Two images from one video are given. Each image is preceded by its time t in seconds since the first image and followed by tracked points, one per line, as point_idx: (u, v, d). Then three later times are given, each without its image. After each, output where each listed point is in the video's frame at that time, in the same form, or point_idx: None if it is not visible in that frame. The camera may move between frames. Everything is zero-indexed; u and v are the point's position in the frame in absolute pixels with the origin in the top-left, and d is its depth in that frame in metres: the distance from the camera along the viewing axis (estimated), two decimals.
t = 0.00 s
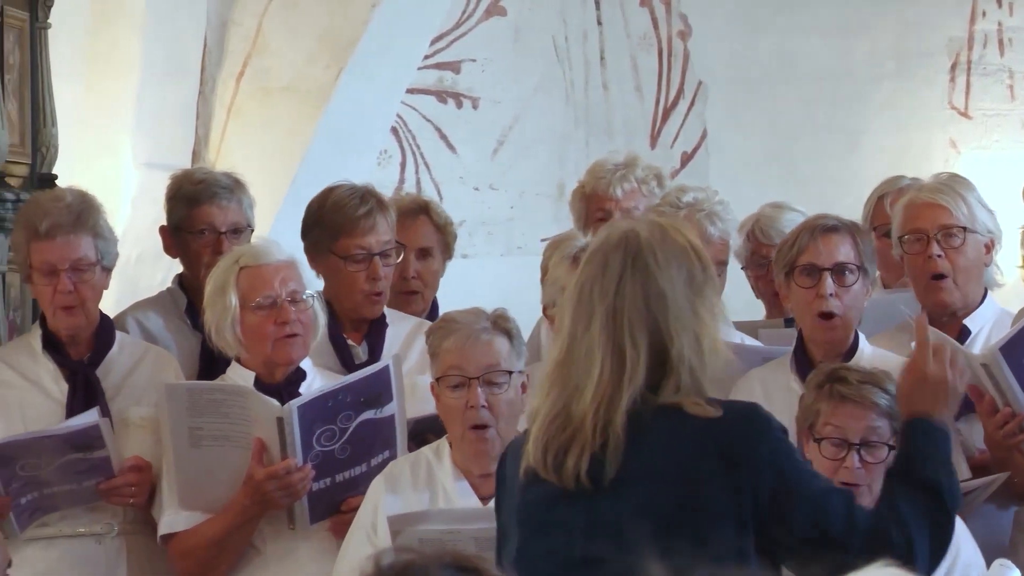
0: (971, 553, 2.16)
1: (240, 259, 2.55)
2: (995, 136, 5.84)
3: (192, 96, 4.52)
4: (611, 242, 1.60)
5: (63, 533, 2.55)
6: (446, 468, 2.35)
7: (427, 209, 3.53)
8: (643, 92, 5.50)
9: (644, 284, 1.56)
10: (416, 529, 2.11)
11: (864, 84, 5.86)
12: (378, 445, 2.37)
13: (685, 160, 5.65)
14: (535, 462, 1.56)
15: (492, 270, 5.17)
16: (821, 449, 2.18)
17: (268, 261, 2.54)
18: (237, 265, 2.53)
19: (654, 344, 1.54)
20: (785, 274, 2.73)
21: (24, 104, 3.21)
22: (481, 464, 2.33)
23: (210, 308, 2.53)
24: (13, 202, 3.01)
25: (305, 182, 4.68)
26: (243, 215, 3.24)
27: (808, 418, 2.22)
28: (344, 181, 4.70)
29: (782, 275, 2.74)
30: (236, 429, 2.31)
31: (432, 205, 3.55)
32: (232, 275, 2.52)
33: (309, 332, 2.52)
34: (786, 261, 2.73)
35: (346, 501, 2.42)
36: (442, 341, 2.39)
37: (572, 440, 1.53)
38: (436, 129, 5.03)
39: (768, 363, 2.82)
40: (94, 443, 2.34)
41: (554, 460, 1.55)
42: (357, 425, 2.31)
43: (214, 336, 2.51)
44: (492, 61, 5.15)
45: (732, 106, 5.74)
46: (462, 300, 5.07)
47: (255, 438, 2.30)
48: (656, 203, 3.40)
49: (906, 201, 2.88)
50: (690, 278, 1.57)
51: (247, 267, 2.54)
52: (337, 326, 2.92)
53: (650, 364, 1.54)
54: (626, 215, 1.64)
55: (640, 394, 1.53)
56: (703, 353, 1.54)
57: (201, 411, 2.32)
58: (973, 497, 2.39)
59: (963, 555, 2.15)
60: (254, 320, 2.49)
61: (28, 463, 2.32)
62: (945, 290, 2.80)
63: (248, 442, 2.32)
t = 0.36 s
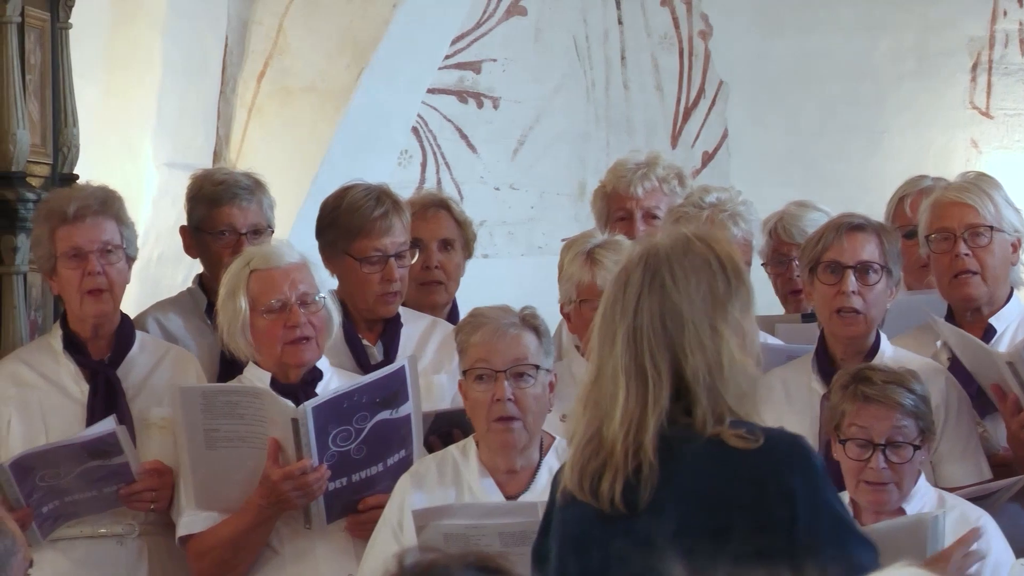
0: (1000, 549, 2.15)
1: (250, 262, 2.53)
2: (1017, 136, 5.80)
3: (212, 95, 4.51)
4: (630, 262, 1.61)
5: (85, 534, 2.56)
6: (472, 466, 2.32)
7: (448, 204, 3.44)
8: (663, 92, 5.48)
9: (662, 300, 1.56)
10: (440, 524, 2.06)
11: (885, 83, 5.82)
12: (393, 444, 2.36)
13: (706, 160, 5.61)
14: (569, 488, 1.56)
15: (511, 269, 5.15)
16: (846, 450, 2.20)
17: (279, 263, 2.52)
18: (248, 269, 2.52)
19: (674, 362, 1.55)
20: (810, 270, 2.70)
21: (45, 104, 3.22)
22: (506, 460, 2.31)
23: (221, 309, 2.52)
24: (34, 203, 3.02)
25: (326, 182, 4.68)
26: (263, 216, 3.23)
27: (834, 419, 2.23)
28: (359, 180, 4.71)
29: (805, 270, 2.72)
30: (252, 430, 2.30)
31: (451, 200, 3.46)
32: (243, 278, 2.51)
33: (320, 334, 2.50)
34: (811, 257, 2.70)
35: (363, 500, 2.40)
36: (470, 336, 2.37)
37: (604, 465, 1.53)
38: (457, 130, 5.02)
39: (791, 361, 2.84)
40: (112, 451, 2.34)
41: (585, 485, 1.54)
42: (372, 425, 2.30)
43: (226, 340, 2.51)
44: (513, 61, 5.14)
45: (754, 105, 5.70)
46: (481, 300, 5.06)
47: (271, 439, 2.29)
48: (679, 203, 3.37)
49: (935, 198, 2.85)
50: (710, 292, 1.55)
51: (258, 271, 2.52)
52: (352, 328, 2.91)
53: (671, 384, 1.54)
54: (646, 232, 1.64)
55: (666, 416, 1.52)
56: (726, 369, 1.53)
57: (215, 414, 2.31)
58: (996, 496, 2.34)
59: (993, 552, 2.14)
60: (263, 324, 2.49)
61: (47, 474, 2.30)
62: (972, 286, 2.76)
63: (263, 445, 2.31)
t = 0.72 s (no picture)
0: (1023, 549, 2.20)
1: (267, 264, 2.52)
2: None
3: (233, 95, 4.52)
4: (672, 235, 1.59)
5: (107, 534, 2.56)
6: (502, 467, 2.30)
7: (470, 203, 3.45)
8: (685, 92, 5.46)
9: (705, 275, 1.54)
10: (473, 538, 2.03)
11: (907, 83, 5.75)
12: (412, 446, 2.35)
13: (727, 160, 5.59)
14: (604, 463, 1.55)
15: (532, 269, 5.12)
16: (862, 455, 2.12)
17: (297, 265, 2.51)
18: (265, 270, 2.51)
19: (717, 335, 1.53)
20: (833, 268, 2.67)
21: (67, 105, 3.23)
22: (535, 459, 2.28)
23: (240, 309, 2.52)
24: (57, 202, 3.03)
25: (346, 183, 4.66)
26: (285, 216, 3.23)
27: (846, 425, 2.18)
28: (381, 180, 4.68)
29: (829, 269, 2.69)
30: (272, 432, 2.29)
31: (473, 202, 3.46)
32: (260, 278, 2.50)
33: (336, 333, 2.49)
34: (834, 255, 2.67)
35: (383, 502, 2.40)
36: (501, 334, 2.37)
37: (641, 439, 1.52)
38: (478, 130, 5.01)
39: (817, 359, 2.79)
40: (134, 458, 2.35)
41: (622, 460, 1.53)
42: (390, 427, 2.29)
43: (245, 342, 2.51)
44: (534, 61, 5.12)
45: (774, 106, 5.70)
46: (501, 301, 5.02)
47: (291, 441, 2.28)
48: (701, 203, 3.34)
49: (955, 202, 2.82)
50: (755, 266, 1.54)
51: (275, 272, 2.51)
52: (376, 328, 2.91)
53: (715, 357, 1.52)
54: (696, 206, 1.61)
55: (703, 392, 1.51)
56: (770, 341, 1.51)
57: (235, 415, 2.30)
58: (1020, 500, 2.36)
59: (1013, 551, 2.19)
60: (278, 327, 2.48)
61: (68, 477, 2.31)
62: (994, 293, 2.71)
63: (283, 447, 2.30)
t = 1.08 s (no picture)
0: None
1: (287, 260, 2.52)
2: None
3: (254, 97, 4.52)
4: (705, 271, 1.51)
5: (127, 534, 2.55)
6: (531, 462, 2.26)
7: (490, 203, 3.44)
8: (705, 91, 5.44)
9: (744, 312, 1.48)
10: (498, 518, 2.03)
11: (927, 83, 5.75)
12: (438, 450, 2.33)
13: (747, 160, 5.53)
14: (637, 507, 1.48)
15: (552, 268, 5.10)
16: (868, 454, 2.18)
17: (315, 259, 2.51)
18: (284, 266, 2.51)
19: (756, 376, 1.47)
20: (855, 270, 2.64)
21: (87, 103, 3.23)
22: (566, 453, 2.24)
23: (261, 306, 2.51)
24: (76, 201, 3.04)
25: (367, 182, 4.67)
26: (302, 215, 3.23)
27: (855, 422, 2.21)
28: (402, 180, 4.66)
29: (851, 271, 2.66)
30: (297, 434, 2.28)
31: (494, 202, 3.45)
32: (279, 275, 2.51)
33: (355, 330, 2.47)
34: (856, 257, 2.64)
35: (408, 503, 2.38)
36: (536, 328, 2.32)
37: (680, 484, 1.45)
38: (498, 129, 4.96)
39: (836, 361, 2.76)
40: (155, 457, 2.34)
41: (657, 505, 1.46)
42: (417, 432, 2.26)
43: (263, 333, 2.51)
44: (554, 60, 5.09)
45: (796, 105, 5.66)
46: (521, 300, 5.01)
47: (313, 446, 2.27)
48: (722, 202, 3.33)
49: (966, 220, 2.77)
50: (788, 304, 1.50)
51: (294, 266, 2.51)
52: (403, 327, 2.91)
53: (757, 398, 1.46)
54: (713, 237, 1.55)
55: (754, 436, 1.44)
56: (807, 383, 1.47)
57: (262, 413, 2.30)
58: None
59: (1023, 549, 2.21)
60: (296, 318, 2.47)
61: (89, 475, 2.29)
62: (1017, 309, 2.69)
63: (307, 450, 2.29)
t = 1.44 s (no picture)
0: None
1: (306, 258, 2.51)
2: None
3: (265, 96, 4.53)
4: (660, 229, 1.53)
5: (135, 532, 2.56)
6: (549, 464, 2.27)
7: (505, 201, 3.42)
8: (716, 91, 5.42)
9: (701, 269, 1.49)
10: (517, 533, 2.11)
11: (939, 83, 5.71)
12: (447, 445, 2.32)
13: (758, 159, 5.53)
14: (601, 465, 1.50)
15: (562, 268, 5.09)
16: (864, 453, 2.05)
17: (334, 260, 2.50)
18: (302, 264, 2.50)
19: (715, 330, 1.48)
20: (865, 269, 2.63)
21: (98, 104, 3.24)
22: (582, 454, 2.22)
23: (277, 304, 2.51)
24: (87, 201, 3.04)
25: (378, 182, 4.66)
26: (311, 216, 3.23)
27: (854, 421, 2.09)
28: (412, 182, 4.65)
29: (861, 270, 2.65)
30: (301, 438, 2.25)
31: (508, 200, 3.44)
32: (298, 274, 2.49)
33: (371, 332, 2.47)
34: (868, 255, 2.62)
35: (414, 496, 2.38)
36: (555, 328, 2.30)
37: (643, 441, 1.47)
38: (508, 129, 4.96)
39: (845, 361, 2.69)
40: (162, 452, 2.32)
41: (621, 463, 1.48)
42: (428, 430, 2.26)
43: (278, 333, 2.49)
44: (565, 60, 5.09)
45: (807, 105, 5.64)
46: (532, 300, 5.00)
47: (323, 445, 2.26)
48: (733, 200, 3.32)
49: (977, 222, 2.75)
50: (742, 259, 1.52)
51: (313, 265, 2.50)
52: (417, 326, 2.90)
53: (716, 351, 1.47)
54: (663, 196, 1.56)
55: (715, 390, 1.46)
56: (764, 335, 1.49)
57: (268, 429, 2.23)
58: None
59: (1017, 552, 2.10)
60: (313, 319, 2.46)
61: (96, 469, 2.29)
62: None
63: (314, 449, 2.27)
